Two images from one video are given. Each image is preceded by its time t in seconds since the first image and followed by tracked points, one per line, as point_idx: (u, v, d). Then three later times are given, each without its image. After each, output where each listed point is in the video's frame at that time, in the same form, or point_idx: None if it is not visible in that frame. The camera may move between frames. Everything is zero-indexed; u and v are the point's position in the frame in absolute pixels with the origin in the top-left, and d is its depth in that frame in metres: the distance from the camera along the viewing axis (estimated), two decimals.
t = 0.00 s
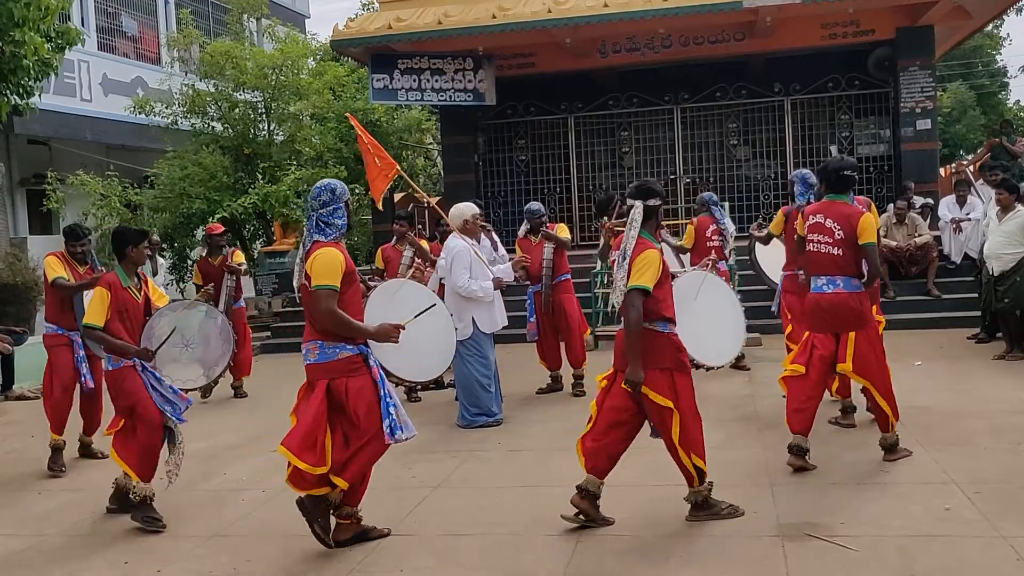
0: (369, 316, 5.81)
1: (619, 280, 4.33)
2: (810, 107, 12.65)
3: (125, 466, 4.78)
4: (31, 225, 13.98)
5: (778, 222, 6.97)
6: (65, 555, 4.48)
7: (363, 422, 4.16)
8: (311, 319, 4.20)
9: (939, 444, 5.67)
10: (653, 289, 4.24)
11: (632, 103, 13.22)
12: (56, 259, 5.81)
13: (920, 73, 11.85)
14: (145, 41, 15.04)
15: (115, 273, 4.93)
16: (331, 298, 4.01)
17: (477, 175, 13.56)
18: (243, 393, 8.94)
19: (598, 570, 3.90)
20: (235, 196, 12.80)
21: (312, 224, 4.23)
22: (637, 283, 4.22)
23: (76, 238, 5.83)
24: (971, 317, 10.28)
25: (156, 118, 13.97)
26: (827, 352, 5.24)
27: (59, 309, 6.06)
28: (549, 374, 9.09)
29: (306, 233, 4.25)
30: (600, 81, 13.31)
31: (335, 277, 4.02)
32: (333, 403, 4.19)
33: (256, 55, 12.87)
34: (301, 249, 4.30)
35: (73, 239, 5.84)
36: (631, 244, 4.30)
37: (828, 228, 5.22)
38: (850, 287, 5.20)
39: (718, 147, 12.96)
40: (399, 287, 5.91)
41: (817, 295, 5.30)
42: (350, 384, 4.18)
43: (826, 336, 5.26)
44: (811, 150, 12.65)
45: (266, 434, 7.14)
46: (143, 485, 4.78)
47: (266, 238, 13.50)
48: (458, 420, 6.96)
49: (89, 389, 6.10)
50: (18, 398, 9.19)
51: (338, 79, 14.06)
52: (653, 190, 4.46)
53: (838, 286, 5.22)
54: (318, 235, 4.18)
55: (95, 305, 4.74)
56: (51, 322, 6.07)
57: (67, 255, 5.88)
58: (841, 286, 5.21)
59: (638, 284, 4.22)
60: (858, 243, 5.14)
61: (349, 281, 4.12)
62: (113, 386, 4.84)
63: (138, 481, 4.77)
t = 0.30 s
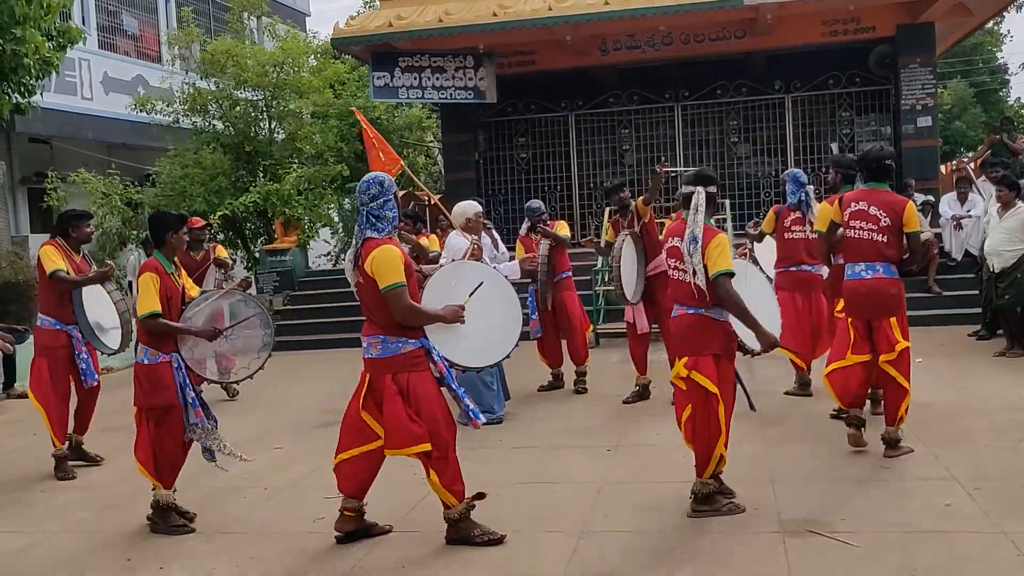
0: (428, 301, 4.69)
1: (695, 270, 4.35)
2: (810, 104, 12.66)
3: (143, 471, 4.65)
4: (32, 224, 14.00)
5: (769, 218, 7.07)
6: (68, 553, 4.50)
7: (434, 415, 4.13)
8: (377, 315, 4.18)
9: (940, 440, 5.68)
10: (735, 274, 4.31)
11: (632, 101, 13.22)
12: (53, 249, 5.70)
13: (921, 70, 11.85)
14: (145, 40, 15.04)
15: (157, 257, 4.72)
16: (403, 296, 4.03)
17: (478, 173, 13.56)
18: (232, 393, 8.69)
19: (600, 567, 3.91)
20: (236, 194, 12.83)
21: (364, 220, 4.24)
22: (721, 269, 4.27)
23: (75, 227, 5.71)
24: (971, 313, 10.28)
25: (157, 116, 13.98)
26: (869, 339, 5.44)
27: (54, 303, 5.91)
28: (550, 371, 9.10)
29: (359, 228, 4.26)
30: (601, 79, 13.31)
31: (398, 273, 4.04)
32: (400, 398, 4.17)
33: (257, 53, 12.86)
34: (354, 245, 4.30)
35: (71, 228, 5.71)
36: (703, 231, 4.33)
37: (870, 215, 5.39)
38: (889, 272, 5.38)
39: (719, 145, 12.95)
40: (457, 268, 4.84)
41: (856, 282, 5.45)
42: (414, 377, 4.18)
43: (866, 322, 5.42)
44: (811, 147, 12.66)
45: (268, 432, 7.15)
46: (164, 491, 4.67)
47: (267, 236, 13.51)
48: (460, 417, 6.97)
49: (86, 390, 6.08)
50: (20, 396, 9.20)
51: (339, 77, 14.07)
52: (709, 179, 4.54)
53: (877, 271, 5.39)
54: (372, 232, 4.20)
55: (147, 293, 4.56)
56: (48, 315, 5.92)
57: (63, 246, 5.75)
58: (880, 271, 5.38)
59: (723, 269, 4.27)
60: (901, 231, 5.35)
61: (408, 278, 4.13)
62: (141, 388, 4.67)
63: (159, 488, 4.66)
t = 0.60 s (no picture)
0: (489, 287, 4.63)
1: (743, 268, 4.45)
2: (811, 103, 12.65)
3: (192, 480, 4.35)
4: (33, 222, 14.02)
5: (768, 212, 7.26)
6: (70, 552, 4.50)
7: (477, 410, 4.21)
8: (436, 304, 4.21)
9: (941, 439, 5.67)
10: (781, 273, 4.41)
11: (633, 100, 13.21)
12: (51, 256, 5.49)
13: (922, 68, 11.83)
14: (147, 39, 15.05)
15: (194, 261, 4.43)
16: (465, 283, 4.04)
17: (479, 172, 13.57)
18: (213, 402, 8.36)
19: (601, 565, 3.92)
20: (237, 193, 12.85)
21: (420, 208, 4.23)
22: (764, 267, 4.37)
23: (75, 232, 5.56)
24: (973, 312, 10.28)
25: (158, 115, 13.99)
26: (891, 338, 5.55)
27: (53, 309, 5.61)
28: (551, 370, 9.10)
29: (414, 217, 4.25)
30: (602, 77, 13.30)
31: (459, 262, 4.05)
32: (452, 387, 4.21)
33: (257, 52, 12.86)
34: (409, 235, 4.29)
35: (71, 233, 5.57)
36: (751, 231, 4.43)
37: (894, 218, 5.48)
38: (909, 272, 5.49)
39: (720, 143, 12.95)
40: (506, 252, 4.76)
41: (877, 281, 5.59)
42: (469, 369, 4.22)
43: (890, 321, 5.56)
44: (813, 146, 12.65)
45: (269, 431, 7.15)
46: (214, 505, 4.34)
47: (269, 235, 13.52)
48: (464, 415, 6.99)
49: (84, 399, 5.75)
50: (21, 395, 9.22)
51: (340, 76, 14.10)
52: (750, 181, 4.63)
53: (898, 272, 5.50)
54: (429, 218, 4.19)
55: (183, 298, 4.27)
56: (47, 322, 5.59)
57: (62, 252, 5.55)
58: (901, 272, 5.49)
59: (768, 267, 4.37)
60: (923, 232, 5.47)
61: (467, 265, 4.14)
62: (184, 394, 4.40)
63: (212, 502, 4.34)
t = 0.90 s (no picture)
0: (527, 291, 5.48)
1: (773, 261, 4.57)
2: (813, 101, 12.65)
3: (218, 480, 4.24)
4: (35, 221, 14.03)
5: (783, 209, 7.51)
6: (73, 551, 4.51)
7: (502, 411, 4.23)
8: (477, 301, 4.28)
9: (942, 437, 5.67)
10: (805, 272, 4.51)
11: (635, 98, 13.21)
12: (54, 247, 5.31)
13: (924, 67, 11.80)
14: (148, 38, 15.05)
15: (251, 250, 4.30)
16: (504, 283, 4.05)
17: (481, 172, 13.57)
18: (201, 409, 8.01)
19: (602, 563, 3.93)
20: (239, 192, 12.85)
21: (468, 207, 4.28)
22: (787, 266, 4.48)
23: (78, 223, 5.41)
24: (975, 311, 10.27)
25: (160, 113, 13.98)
26: (903, 328, 5.76)
27: (56, 305, 5.43)
28: (553, 368, 9.11)
29: (462, 216, 4.31)
30: (603, 76, 13.29)
31: (502, 262, 4.08)
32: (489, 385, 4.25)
33: (259, 51, 12.85)
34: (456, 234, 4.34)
35: (74, 224, 5.40)
36: (787, 228, 4.50)
37: (901, 215, 5.66)
38: (920, 268, 5.70)
39: (722, 142, 12.95)
40: (550, 257, 5.68)
41: (890, 277, 5.79)
42: (505, 369, 4.25)
43: (902, 313, 5.77)
44: (815, 145, 12.65)
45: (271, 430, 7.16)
46: (234, 507, 4.27)
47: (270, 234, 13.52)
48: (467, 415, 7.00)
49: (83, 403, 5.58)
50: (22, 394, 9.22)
51: (342, 75, 14.12)
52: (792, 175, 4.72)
53: (911, 268, 5.70)
54: (477, 218, 4.24)
55: (242, 284, 4.15)
56: (50, 320, 5.44)
57: (64, 242, 5.38)
58: (913, 268, 5.70)
59: (790, 266, 4.47)
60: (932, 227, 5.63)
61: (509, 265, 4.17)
62: (231, 392, 4.25)
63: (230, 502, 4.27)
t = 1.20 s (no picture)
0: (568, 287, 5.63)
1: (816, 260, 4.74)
2: (815, 100, 12.64)
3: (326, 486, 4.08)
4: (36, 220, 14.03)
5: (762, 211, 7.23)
6: (75, 550, 4.50)
7: (576, 400, 4.32)
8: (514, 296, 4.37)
9: (943, 436, 5.67)
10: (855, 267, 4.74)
11: (636, 97, 13.21)
12: (62, 251, 5.08)
13: (926, 66, 11.78)
14: (150, 37, 15.04)
15: (302, 254, 4.08)
16: (538, 275, 4.12)
17: (483, 171, 13.56)
18: (196, 413, 7.78)
19: (604, 563, 3.92)
20: (241, 191, 12.86)
21: (508, 201, 4.36)
22: (834, 268, 4.65)
23: (87, 228, 5.21)
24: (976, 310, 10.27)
25: (162, 112, 13.98)
26: (918, 324, 5.96)
27: (66, 312, 5.16)
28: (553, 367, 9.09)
29: (502, 209, 4.38)
30: (604, 75, 13.29)
31: (539, 253, 4.13)
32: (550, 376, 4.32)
33: (261, 50, 12.86)
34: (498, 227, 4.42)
35: (83, 228, 5.21)
36: (833, 230, 4.67)
37: (919, 213, 5.84)
38: (936, 264, 5.94)
39: (723, 141, 12.96)
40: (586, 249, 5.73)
41: (906, 273, 6.00)
42: (564, 357, 4.31)
43: (919, 311, 5.99)
44: (816, 143, 12.66)
45: (273, 429, 7.15)
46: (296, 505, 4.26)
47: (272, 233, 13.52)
48: (474, 414, 7.00)
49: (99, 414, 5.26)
50: (24, 392, 9.22)
51: (344, 74, 14.14)
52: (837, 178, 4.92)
53: (927, 264, 5.94)
54: (516, 212, 4.31)
55: (288, 294, 3.94)
56: (61, 327, 5.16)
57: (71, 246, 5.16)
58: (929, 263, 5.94)
59: (835, 267, 4.65)
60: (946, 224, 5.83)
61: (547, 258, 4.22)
62: (308, 400, 4.07)
63: (348, 505, 4.07)
